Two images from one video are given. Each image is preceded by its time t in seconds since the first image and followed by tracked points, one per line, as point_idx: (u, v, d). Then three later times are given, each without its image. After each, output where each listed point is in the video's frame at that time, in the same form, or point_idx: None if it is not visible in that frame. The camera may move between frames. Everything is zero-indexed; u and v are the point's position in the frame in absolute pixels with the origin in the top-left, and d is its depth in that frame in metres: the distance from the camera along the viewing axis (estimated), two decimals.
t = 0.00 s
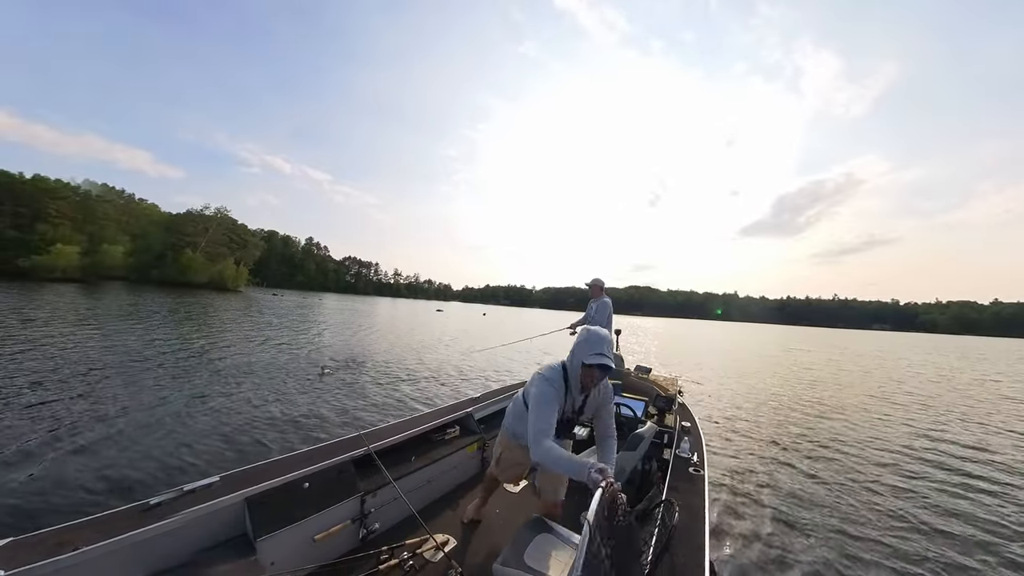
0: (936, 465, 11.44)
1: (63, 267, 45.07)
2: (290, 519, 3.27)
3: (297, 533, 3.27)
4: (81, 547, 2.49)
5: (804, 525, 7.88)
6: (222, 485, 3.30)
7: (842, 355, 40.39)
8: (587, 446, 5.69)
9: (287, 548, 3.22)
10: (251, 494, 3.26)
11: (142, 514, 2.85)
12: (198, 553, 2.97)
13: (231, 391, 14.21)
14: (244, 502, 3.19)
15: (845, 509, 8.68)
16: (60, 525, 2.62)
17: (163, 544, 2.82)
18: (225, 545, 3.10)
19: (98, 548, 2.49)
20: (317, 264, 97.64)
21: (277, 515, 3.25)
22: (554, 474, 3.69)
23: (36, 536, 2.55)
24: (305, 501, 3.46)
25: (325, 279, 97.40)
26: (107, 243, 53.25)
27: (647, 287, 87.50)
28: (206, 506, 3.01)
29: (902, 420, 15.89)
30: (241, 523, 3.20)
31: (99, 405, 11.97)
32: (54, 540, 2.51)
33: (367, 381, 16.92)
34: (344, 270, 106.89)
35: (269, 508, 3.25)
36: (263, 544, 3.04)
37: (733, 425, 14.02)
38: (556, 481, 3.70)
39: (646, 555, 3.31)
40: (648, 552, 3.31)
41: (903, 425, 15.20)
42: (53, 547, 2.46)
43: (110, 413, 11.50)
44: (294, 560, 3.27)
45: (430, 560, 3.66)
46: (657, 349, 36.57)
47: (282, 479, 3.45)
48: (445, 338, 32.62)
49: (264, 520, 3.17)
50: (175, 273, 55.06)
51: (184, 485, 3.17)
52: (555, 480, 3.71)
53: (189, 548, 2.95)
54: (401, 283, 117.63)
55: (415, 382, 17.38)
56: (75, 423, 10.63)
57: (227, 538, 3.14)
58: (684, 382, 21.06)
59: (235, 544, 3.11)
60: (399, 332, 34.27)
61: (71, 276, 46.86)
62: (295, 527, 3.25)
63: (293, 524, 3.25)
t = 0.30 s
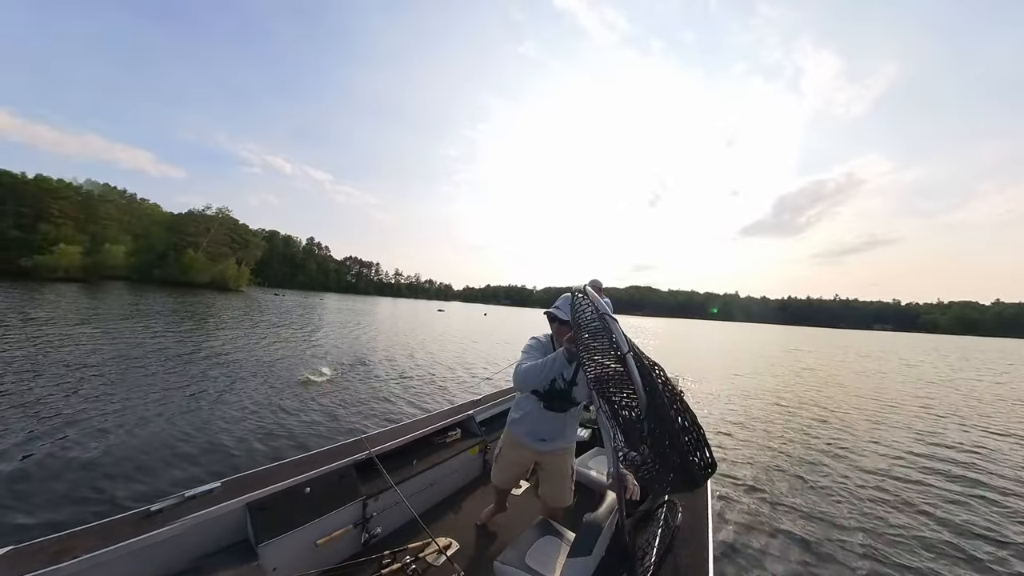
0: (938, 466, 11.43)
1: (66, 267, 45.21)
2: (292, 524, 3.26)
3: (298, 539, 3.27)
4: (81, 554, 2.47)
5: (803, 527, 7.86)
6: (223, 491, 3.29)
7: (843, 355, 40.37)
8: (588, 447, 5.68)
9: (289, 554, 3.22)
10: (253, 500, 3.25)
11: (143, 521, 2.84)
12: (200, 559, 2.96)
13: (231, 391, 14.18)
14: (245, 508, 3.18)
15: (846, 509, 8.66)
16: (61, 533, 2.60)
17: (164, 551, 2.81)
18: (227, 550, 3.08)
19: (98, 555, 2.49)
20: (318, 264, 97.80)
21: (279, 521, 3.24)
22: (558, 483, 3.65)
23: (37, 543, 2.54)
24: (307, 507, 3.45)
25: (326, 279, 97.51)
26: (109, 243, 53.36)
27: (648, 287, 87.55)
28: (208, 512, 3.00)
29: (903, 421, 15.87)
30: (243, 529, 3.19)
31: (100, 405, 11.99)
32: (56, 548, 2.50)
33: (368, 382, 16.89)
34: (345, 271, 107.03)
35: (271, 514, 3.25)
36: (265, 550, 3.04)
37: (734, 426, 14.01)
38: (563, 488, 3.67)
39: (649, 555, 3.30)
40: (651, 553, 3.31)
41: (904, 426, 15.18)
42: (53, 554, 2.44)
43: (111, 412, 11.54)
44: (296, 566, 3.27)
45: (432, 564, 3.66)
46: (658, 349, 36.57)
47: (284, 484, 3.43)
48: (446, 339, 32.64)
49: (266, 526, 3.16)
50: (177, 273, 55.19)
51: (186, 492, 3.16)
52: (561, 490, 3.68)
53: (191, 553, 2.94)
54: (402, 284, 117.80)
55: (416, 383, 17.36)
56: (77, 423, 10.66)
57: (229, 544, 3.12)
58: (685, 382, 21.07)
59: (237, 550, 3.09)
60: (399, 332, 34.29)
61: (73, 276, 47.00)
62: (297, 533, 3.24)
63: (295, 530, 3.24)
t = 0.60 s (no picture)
0: (939, 467, 11.40)
1: (68, 267, 45.33)
2: (293, 525, 3.26)
3: (298, 539, 3.27)
4: (80, 555, 2.47)
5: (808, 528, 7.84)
6: (224, 490, 3.29)
7: (844, 355, 40.29)
8: (588, 448, 5.66)
9: (289, 554, 3.22)
10: (253, 500, 3.25)
11: (143, 521, 2.84)
12: (200, 559, 2.97)
13: (232, 391, 14.20)
14: (246, 508, 3.18)
15: (847, 510, 8.65)
16: (60, 533, 2.60)
17: (165, 551, 2.81)
18: (227, 551, 3.08)
19: (99, 555, 2.49)
20: (319, 264, 97.84)
21: (279, 522, 3.24)
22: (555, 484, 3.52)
23: (36, 543, 2.53)
24: (307, 507, 3.45)
25: (327, 279, 97.57)
26: (111, 243, 53.48)
27: (649, 287, 87.49)
28: (208, 512, 3.00)
29: (903, 422, 15.88)
30: (243, 529, 3.19)
31: (101, 405, 12.01)
32: (55, 548, 2.50)
33: (369, 382, 16.94)
34: (346, 270, 107.09)
35: (271, 514, 3.25)
36: (265, 550, 3.04)
37: (736, 426, 14.01)
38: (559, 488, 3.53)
39: (650, 558, 3.31)
40: (652, 555, 3.31)
41: (904, 427, 15.17)
42: (54, 555, 2.45)
43: (111, 413, 11.55)
44: (296, 566, 3.27)
45: (433, 564, 3.65)
46: (659, 349, 36.54)
47: (285, 484, 3.43)
48: (447, 338, 32.66)
49: (266, 526, 3.17)
50: (178, 273, 55.32)
51: (186, 492, 3.16)
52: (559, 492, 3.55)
53: (191, 554, 2.94)
54: (403, 283, 117.83)
55: (417, 382, 17.42)
56: (77, 424, 10.67)
57: (229, 544, 3.12)
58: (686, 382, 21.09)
59: (237, 550, 3.09)
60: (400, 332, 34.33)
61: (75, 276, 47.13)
62: (297, 533, 3.25)
63: (295, 530, 3.25)
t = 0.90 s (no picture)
0: (941, 468, 11.38)
1: (71, 266, 45.50)
2: (293, 523, 3.28)
3: (298, 538, 3.28)
4: (80, 553, 2.48)
5: (800, 525, 7.96)
6: (223, 489, 3.30)
7: (846, 356, 40.23)
8: (587, 447, 5.64)
9: (288, 553, 3.23)
10: (253, 499, 3.26)
11: (143, 520, 2.85)
12: (199, 558, 2.98)
13: (233, 391, 14.23)
14: (245, 507, 3.19)
15: (843, 510, 8.71)
16: (61, 531, 2.62)
17: (165, 550, 2.82)
18: (226, 550, 3.09)
19: (100, 554, 2.50)
20: (321, 264, 97.96)
21: (279, 520, 3.26)
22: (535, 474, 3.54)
23: (37, 542, 2.55)
24: (306, 506, 3.47)
25: (328, 279, 97.67)
26: (114, 243, 53.58)
27: (650, 287, 87.47)
28: (209, 510, 3.02)
29: (904, 422, 15.86)
30: (242, 528, 3.19)
31: (99, 404, 11.99)
32: (55, 547, 2.51)
33: (371, 381, 16.97)
34: (347, 271, 107.19)
35: (271, 513, 3.26)
36: (265, 549, 3.06)
37: (736, 427, 14.01)
38: (537, 477, 3.53)
39: (650, 557, 3.33)
40: (652, 555, 3.33)
41: (905, 428, 15.14)
42: (54, 553, 2.46)
43: (110, 412, 11.54)
44: (295, 565, 3.28)
45: (432, 564, 3.66)
46: (660, 349, 36.54)
47: (285, 483, 3.45)
48: (448, 338, 32.70)
49: (266, 525, 3.18)
50: (181, 273, 55.49)
51: (186, 491, 3.17)
52: (537, 482, 3.56)
53: (191, 552, 2.96)
54: (404, 283, 117.90)
55: (418, 382, 17.44)
56: (76, 423, 10.67)
57: (229, 543, 3.13)
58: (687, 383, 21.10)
59: (237, 549, 3.10)
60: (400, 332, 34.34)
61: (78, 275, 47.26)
62: (297, 532, 3.26)
63: (295, 529, 3.26)
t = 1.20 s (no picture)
0: (943, 469, 11.36)
1: (73, 266, 45.74)
2: (293, 526, 3.28)
3: (298, 542, 3.28)
4: (80, 558, 2.48)
5: (796, 523, 8.00)
6: (223, 493, 3.30)
7: (848, 356, 40.17)
8: (588, 448, 5.61)
9: (289, 556, 3.23)
10: (253, 502, 3.26)
11: (143, 524, 2.85)
12: (200, 562, 2.98)
13: (235, 391, 14.24)
14: (246, 510, 3.19)
15: (839, 509, 8.73)
16: (61, 536, 2.62)
17: (165, 554, 2.82)
18: (226, 554, 3.09)
19: (100, 558, 2.51)
20: (323, 264, 98.01)
21: (279, 523, 3.25)
22: (523, 465, 3.59)
23: (36, 547, 2.55)
24: (307, 508, 3.47)
25: (330, 279, 97.74)
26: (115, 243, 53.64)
27: (651, 287, 87.45)
28: (209, 513, 3.02)
29: (906, 423, 15.83)
30: (243, 532, 3.20)
31: (99, 405, 11.98)
32: (55, 552, 2.51)
33: (373, 381, 16.99)
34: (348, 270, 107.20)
35: (271, 516, 3.26)
36: (265, 553, 3.05)
37: (738, 427, 14.00)
38: (522, 467, 3.57)
39: (651, 558, 3.32)
40: (653, 556, 3.33)
41: (906, 428, 15.13)
42: (53, 558, 2.45)
43: (110, 412, 11.51)
44: (296, 568, 3.28)
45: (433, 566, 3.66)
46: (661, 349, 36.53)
47: (285, 486, 3.45)
48: (449, 338, 32.71)
49: (266, 528, 3.17)
50: (183, 273, 55.58)
51: (185, 495, 3.17)
52: (524, 473, 3.60)
53: (191, 556, 2.95)
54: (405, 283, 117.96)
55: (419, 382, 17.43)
56: (77, 423, 10.67)
57: (229, 547, 3.13)
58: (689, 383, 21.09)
59: (237, 553, 3.10)
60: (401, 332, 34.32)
61: (81, 275, 47.30)
62: (298, 535, 3.26)
63: (295, 532, 3.26)
